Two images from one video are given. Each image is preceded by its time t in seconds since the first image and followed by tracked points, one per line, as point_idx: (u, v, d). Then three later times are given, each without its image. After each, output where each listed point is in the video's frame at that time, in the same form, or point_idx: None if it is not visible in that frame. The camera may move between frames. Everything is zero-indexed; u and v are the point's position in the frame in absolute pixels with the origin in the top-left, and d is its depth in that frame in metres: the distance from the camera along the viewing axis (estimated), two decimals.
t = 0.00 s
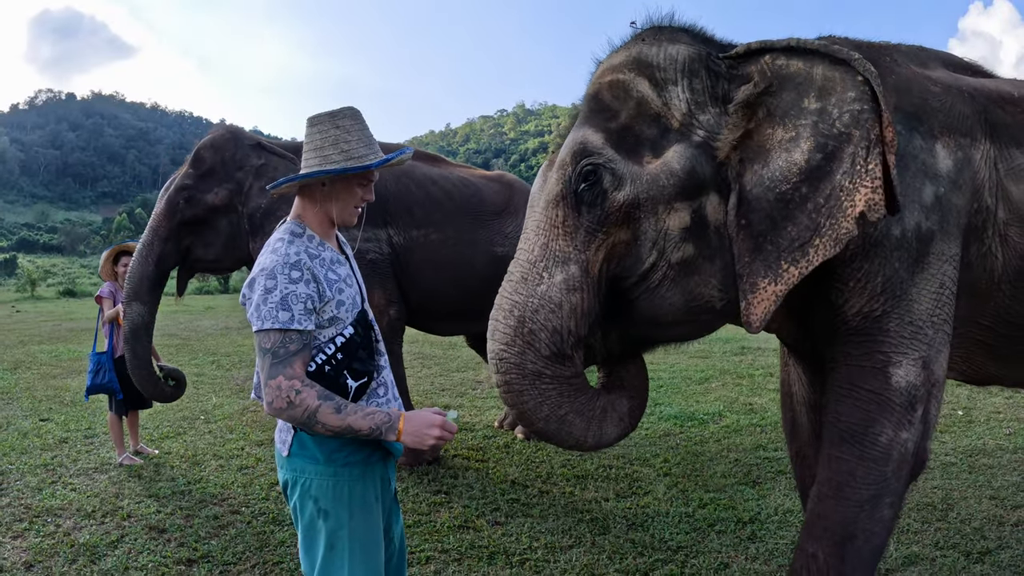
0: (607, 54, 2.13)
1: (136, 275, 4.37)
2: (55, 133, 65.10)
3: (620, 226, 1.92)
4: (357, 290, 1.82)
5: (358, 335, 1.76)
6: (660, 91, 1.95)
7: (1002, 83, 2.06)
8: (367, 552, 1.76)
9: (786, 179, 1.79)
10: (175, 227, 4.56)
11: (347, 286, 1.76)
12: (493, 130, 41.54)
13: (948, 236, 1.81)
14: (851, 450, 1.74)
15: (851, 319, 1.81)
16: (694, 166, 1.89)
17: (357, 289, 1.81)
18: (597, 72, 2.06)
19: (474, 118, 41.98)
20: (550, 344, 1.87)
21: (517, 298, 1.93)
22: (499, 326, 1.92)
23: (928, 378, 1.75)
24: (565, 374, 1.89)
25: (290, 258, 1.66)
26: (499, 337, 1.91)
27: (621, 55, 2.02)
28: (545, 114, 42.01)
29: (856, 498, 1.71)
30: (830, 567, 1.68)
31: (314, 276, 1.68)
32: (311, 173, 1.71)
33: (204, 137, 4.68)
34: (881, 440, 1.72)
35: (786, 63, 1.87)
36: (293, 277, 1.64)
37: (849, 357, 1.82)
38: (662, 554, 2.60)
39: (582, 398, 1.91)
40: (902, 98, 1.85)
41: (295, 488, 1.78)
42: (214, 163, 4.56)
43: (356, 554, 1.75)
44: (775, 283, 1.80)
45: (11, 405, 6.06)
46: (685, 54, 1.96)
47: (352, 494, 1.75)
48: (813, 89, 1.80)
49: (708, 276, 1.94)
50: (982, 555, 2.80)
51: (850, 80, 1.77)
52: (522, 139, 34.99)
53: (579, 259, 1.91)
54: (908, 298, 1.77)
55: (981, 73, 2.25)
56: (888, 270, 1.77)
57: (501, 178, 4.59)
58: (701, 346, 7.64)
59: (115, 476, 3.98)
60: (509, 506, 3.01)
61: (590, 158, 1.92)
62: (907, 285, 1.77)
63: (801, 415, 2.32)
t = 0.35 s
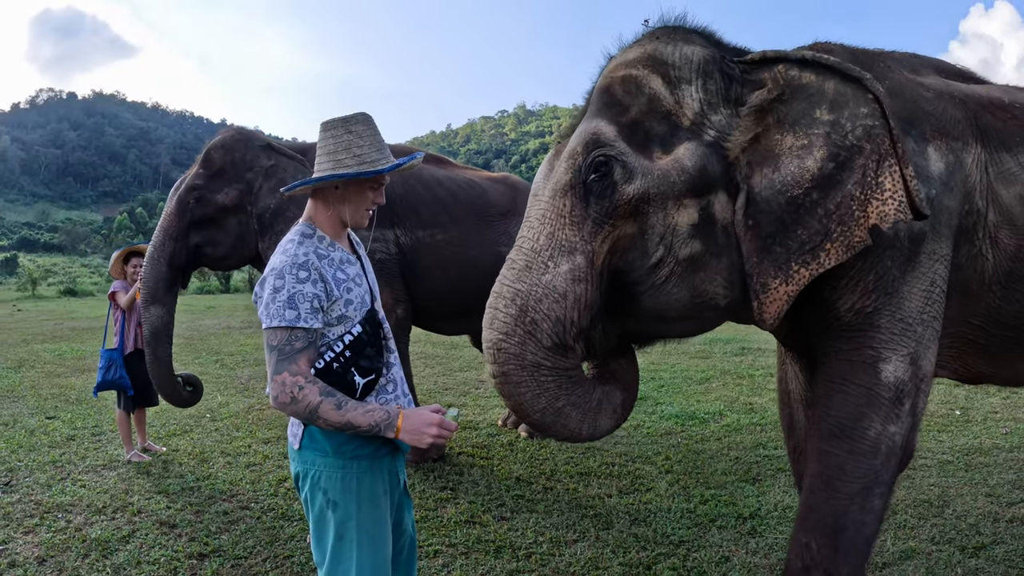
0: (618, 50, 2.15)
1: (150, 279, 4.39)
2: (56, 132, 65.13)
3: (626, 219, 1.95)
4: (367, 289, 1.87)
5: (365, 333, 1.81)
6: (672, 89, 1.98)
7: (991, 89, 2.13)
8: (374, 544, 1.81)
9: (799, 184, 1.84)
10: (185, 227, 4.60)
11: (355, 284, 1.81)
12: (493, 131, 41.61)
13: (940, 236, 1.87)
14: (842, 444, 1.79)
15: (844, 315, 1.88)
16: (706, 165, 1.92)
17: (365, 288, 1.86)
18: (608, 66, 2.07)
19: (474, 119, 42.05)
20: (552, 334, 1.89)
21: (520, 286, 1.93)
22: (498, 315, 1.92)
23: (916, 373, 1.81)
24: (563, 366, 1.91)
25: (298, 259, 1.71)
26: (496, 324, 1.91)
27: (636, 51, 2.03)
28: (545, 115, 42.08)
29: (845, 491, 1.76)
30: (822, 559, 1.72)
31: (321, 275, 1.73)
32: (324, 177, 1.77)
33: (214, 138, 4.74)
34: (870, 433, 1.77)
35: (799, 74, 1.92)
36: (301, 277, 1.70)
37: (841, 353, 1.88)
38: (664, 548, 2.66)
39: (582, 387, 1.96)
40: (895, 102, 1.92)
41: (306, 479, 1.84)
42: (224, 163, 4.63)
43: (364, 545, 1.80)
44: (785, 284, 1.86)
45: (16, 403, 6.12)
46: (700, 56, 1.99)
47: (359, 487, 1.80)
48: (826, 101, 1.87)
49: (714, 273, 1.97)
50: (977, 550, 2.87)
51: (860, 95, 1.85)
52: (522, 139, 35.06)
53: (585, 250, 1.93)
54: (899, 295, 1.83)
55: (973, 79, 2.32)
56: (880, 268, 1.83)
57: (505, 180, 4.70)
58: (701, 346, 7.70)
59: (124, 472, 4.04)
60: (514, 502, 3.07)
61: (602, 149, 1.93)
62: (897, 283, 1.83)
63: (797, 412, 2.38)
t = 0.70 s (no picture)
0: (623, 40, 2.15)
1: (158, 283, 4.41)
2: (59, 132, 65.25)
3: (622, 206, 1.94)
4: (359, 294, 1.87)
5: (354, 337, 1.81)
6: (677, 79, 1.97)
7: (988, 93, 2.16)
8: (361, 539, 1.82)
9: (803, 184, 1.84)
10: (191, 227, 4.63)
11: (347, 289, 1.82)
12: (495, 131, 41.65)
13: (937, 237, 1.89)
14: (837, 445, 1.80)
15: (841, 315, 1.88)
16: (707, 155, 1.92)
17: (357, 293, 1.87)
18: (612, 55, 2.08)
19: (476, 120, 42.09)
20: (533, 316, 1.90)
21: (508, 264, 1.94)
22: (484, 292, 1.93)
23: (912, 373, 1.82)
24: (537, 353, 1.91)
25: (290, 261, 1.73)
26: (480, 300, 1.93)
27: (640, 40, 2.03)
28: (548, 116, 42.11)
29: (840, 492, 1.77)
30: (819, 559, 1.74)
31: (312, 279, 1.74)
32: (326, 177, 1.78)
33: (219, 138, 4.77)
34: (865, 434, 1.78)
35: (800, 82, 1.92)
36: (292, 279, 1.71)
37: (836, 353, 1.89)
38: (665, 547, 2.67)
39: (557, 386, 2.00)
40: (894, 102, 1.96)
41: (295, 473, 1.87)
42: (229, 163, 4.65)
43: (350, 540, 1.82)
44: (788, 279, 1.85)
45: (21, 401, 6.15)
46: (706, 47, 2.00)
47: (346, 482, 1.82)
48: (824, 112, 1.88)
49: (718, 265, 1.97)
50: (976, 551, 2.88)
51: (854, 114, 1.88)
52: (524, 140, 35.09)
53: (577, 234, 1.92)
54: (897, 296, 1.84)
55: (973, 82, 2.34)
56: (879, 268, 1.85)
57: (507, 181, 4.72)
58: (702, 347, 7.71)
59: (128, 471, 4.06)
60: (517, 501, 3.09)
61: (601, 133, 1.93)
62: (896, 283, 1.85)
63: (796, 414, 2.39)
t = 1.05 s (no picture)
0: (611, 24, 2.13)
1: (156, 284, 4.38)
2: (63, 132, 65.40)
3: (597, 189, 1.91)
4: (331, 289, 1.86)
5: (321, 330, 1.80)
6: (664, 62, 1.96)
7: (986, 91, 2.15)
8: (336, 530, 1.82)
9: (789, 177, 1.83)
10: (188, 227, 4.62)
11: (315, 283, 1.81)
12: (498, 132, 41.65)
13: (935, 236, 1.88)
14: (826, 448, 1.77)
15: (833, 314, 1.87)
16: (689, 140, 1.90)
17: (329, 288, 1.85)
18: (601, 38, 2.08)
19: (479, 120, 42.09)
20: (479, 288, 1.87)
21: (472, 234, 1.95)
22: (445, 263, 1.95)
23: (903, 375, 1.81)
24: (470, 329, 1.87)
25: (256, 258, 1.74)
26: (443, 267, 1.96)
27: (630, 23, 2.03)
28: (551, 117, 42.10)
29: (828, 499, 1.74)
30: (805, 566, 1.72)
31: (276, 273, 1.75)
32: (293, 178, 1.77)
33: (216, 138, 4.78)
34: (854, 439, 1.76)
35: (792, 73, 1.91)
36: (256, 275, 1.72)
37: (827, 353, 1.87)
38: (660, 549, 2.66)
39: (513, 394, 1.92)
40: (891, 96, 1.94)
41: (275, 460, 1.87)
42: (227, 164, 4.66)
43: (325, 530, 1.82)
44: (765, 275, 1.84)
45: (21, 399, 6.16)
46: (695, 31, 1.98)
47: (322, 474, 1.81)
48: (813, 107, 1.86)
49: (694, 256, 1.95)
50: (974, 555, 2.86)
51: (844, 113, 1.85)
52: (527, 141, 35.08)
53: (544, 214, 1.89)
54: (891, 297, 1.83)
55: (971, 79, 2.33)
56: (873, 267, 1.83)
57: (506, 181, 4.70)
58: (704, 348, 7.69)
59: (125, 469, 4.06)
60: (512, 502, 3.08)
61: (580, 113, 1.92)
62: (892, 282, 1.83)
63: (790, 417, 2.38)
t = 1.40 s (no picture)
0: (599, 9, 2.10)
1: (156, 280, 4.38)
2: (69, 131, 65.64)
3: (579, 172, 1.85)
4: (299, 281, 2.00)
5: (281, 317, 1.94)
6: (651, 45, 1.91)
7: (985, 86, 2.13)
8: (290, 504, 1.96)
9: (783, 162, 1.77)
10: (188, 226, 4.63)
11: (283, 274, 1.96)
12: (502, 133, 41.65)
13: (933, 234, 1.84)
14: (817, 455, 1.74)
15: (827, 315, 1.85)
16: (675, 122, 1.84)
17: (297, 281, 1.99)
18: (590, 22, 2.03)
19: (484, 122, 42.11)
20: (444, 262, 1.86)
21: (446, 209, 1.93)
22: (414, 235, 1.96)
23: (898, 379, 1.77)
24: (424, 301, 1.86)
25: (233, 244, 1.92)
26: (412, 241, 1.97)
27: (617, 7, 1.99)
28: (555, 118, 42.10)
29: (820, 508, 1.71)
30: None
31: (247, 259, 1.91)
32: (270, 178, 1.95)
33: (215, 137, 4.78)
34: (846, 446, 1.73)
35: (788, 57, 1.87)
36: (229, 258, 1.89)
37: (820, 356, 1.85)
38: (657, 552, 2.64)
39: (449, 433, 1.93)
40: (889, 90, 1.93)
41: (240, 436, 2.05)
42: (226, 163, 4.67)
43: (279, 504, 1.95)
44: (761, 269, 1.77)
45: (22, 398, 6.16)
46: (685, 15, 1.94)
47: (275, 451, 1.97)
48: (813, 89, 1.82)
49: (681, 245, 1.87)
50: (975, 561, 2.84)
51: (848, 91, 1.81)
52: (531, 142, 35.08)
53: (519, 192, 1.85)
54: (886, 299, 1.80)
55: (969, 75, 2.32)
56: (869, 266, 1.81)
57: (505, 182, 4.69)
58: (706, 350, 7.67)
59: (124, 468, 4.06)
60: (510, 503, 3.07)
61: (561, 93, 1.87)
62: (888, 282, 1.80)
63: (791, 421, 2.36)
